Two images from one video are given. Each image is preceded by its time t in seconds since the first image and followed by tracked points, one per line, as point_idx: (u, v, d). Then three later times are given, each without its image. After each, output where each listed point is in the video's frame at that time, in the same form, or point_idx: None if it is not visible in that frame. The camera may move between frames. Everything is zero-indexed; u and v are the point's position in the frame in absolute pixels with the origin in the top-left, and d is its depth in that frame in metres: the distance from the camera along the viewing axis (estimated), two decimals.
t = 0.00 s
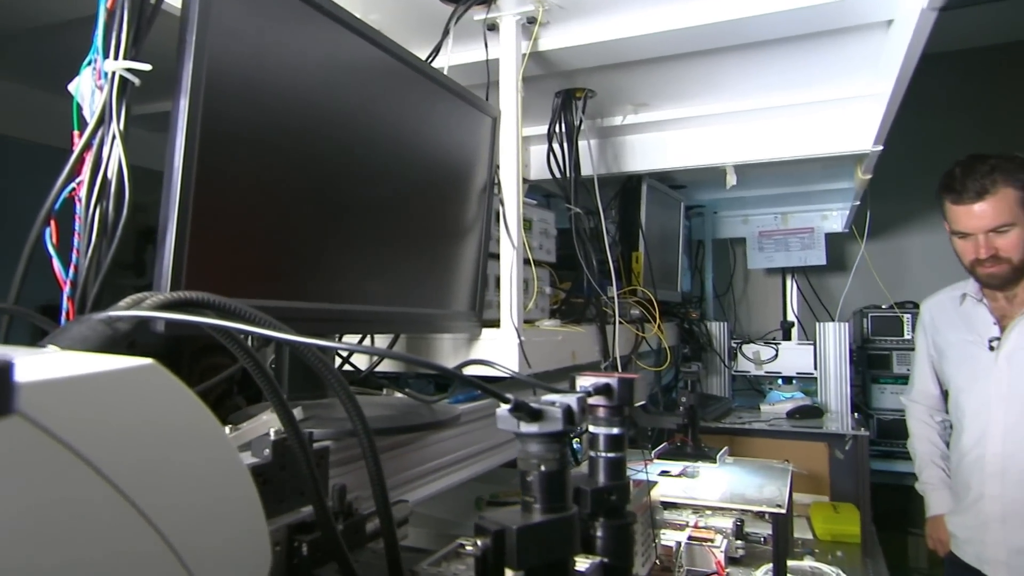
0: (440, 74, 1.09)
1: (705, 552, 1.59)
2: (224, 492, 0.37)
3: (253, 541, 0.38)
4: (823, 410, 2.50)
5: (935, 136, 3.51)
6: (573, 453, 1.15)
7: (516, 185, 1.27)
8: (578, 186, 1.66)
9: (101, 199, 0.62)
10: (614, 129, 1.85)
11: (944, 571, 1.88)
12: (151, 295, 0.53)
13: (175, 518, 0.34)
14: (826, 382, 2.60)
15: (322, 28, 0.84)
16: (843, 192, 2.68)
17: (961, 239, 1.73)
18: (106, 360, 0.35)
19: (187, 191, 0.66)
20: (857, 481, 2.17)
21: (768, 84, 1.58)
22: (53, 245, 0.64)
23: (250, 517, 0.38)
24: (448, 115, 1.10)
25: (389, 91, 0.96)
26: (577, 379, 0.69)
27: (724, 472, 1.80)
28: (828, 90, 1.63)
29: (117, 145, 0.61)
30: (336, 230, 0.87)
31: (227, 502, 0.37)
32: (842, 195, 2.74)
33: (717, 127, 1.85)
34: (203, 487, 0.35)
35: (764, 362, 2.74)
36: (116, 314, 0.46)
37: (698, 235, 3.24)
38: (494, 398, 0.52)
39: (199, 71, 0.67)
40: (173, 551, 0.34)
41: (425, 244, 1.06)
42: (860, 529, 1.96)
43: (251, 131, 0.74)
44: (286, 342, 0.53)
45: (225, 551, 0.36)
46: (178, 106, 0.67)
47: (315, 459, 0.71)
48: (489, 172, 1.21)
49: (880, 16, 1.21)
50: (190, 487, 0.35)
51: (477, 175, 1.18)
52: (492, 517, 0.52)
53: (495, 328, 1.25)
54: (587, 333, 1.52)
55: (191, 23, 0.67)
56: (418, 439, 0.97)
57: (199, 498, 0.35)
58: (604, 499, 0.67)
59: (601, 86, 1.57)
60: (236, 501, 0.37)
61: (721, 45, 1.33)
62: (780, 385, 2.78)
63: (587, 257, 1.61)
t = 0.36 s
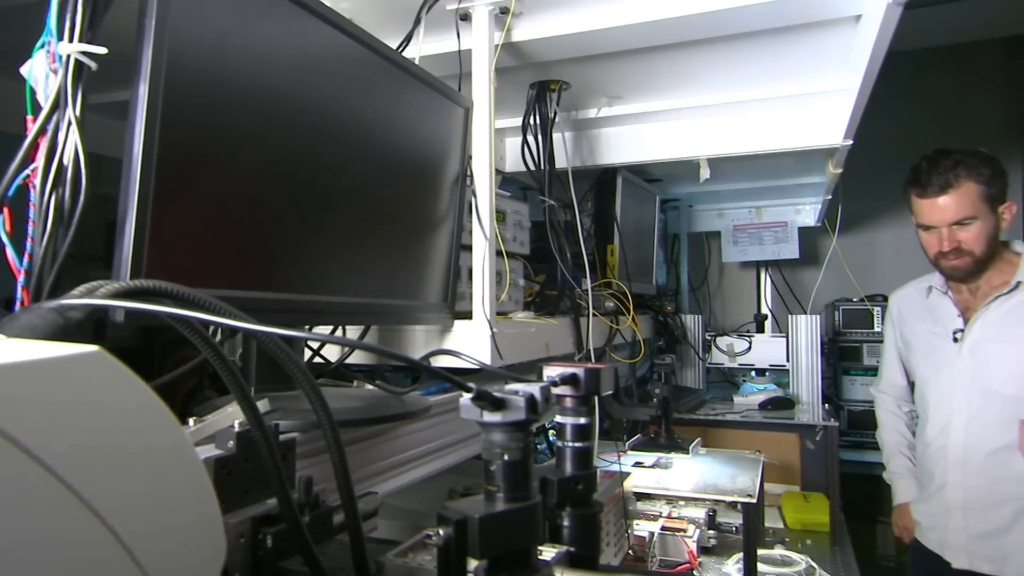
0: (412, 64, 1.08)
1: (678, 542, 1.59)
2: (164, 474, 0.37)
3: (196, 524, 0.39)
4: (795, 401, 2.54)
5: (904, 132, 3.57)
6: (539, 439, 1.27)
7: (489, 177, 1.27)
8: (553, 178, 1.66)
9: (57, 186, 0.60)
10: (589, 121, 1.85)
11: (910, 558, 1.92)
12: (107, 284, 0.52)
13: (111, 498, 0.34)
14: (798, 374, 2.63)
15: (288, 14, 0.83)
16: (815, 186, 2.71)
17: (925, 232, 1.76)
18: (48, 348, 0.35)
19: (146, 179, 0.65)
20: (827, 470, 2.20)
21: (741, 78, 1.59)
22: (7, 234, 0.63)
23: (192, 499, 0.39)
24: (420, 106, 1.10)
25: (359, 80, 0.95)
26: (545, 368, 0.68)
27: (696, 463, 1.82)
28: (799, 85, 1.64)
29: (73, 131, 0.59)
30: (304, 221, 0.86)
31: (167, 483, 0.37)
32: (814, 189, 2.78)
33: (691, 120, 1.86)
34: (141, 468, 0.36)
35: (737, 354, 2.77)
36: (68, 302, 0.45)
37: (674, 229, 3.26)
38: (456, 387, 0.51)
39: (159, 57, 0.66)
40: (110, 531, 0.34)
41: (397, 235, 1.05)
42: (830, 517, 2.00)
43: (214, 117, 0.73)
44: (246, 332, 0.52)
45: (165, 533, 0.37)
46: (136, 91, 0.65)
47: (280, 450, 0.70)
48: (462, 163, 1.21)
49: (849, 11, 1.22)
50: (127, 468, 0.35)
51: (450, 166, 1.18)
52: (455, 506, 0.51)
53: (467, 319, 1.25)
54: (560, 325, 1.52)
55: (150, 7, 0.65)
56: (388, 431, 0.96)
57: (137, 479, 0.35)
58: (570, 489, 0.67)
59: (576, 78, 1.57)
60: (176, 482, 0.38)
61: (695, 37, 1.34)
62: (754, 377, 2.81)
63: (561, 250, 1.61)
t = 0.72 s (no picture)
0: (382, 52, 1.07)
1: (650, 532, 1.62)
2: (106, 461, 0.36)
3: (139, 514, 0.38)
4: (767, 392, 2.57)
5: (874, 128, 3.62)
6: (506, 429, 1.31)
7: (460, 167, 1.26)
8: (526, 170, 1.66)
9: (7, 171, 0.59)
10: (562, 113, 1.85)
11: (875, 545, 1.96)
12: (58, 271, 0.50)
13: (50, 487, 0.33)
14: (769, 366, 2.67)
15: None
16: (787, 180, 2.74)
17: (892, 225, 1.79)
18: None
19: (104, 166, 0.63)
20: (797, 459, 2.22)
21: (713, 70, 1.60)
22: None
23: (134, 489, 0.38)
24: (390, 95, 1.09)
25: (327, 68, 0.94)
26: (510, 359, 0.69)
27: (669, 453, 1.83)
28: (770, 78, 1.66)
29: (23, 115, 0.58)
30: (269, 210, 0.85)
31: (108, 472, 0.36)
32: (786, 183, 2.81)
33: (665, 112, 1.87)
34: (85, 456, 0.35)
35: (710, 346, 2.80)
36: (16, 289, 0.44)
37: (649, 222, 3.28)
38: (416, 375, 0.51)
39: (116, 40, 0.64)
40: (53, 522, 0.33)
41: (367, 225, 1.05)
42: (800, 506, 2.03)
43: (174, 103, 0.71)
44: (204, 320, 0.51)
45: (107, 522, 0.36)
46: (92, 75, 0.63)
47: (244, 442, 0.70)
48: (433, 153, 1.20)
49: (820, 4, 1.23)
50: (70, 457, 0.34)
51: (420, 156, 1.17)
52: (417, 495, 0.51)
53: (438, 311, 1.24)
54: (533, 317, 1.52)
55: None
56: (356, 423, 0.96)
57: (77, 467, 0.34)
58: (536, 478, 0.67)
59: (549, 69, 1.56)
60: (121, 471, 0.37)
61: (669, 29, 1.34)
62: (727, 369, 2.84)
63: (534, 242, 1.60)
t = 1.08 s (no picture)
0: (351, 41, 1.06)
1: (622, 522, 1.63)
2: (48, 451, 0.35)
3: (83, 505, 0.37)
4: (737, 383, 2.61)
5: (844, 122, 3.68)
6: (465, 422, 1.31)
7: (429, 157, 1.25)
8: (497, 161, 1.65)
9: None
10: (535, 105, 1.85)
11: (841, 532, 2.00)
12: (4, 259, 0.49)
13: None
14: (740, 357, 2.70)
15: None
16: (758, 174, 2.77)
17: (859, 219, 1.81)
18: None
19: (55, 151, 0.62)
20: (767, 449, 2.26)
21: (685, 63, 1.61)
22: None
23: (79, 480, 0.37)
24: (358, 84, 1.07)
25: (292, 55, 0.93)
26: (474, 348, 0.68)
27: (640, 444, 1.85)
28: (740, 72, 1.67)
29: None
30: (231, 198, 0.83)
31: (51, 463, 0.35)
32: (758, 176, 2.84)
33: (638, 105, 1.88)
34: (25, 444, 0.34)
35: (682, 338, 2.82)
36: None
37: (623, 215, 3.29)
38: (375, 364, 0.51)
39: (66, 22, 0.63)
40: None
41: (333, 215, 1.04)
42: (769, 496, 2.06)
43: (129, 88, 0.70)
44: (159, 309, 0.50)
45: (45, 512, 0.35)
46: (43, 58, 0.62)
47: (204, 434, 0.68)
48: (402, 143, 1.19)
49: None
50: (7, 445, 0.33)
51: (389, 146, 1.16)
52: (376, 484, 0.51)
53: (407, 302, 1.23)
54: (504, 308, 1.52)
55: None
56: (323, 414, 0.95)
57: (15, 455, 0.34)
58: (499, 468, 0.67)
59: (521, 60, 1.56)
60: (63, 460, 0.36)
61: (640, 20, 1.34)
62: (699, 361, 2.87)
63: (505, 233, 1.60)
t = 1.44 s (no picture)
0: (316, 30, 1.04)
1: (593, 515, 1.65)
2: None
3: (26, 496, 0.36)
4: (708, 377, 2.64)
5: (813, 119, 3.73)
6: (423, 417, 1.29)
7: (397, 149, 1.24)
8: (468, 154, 1.64)
9: None
10: (506, 98, 1.85)
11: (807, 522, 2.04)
12: None
13: None
14: (711, 351, 2.73)
15: None
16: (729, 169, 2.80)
17: (826, 214, 1.84)
18: None
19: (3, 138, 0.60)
20: (735, 441, 2.28)
21: (655, 58, 1.62)
22: None
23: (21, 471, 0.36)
24: (324, 74, 1.06)
25: (253, 44, 0.91)
26: (437, 340, 0.68)
27: (611, 437, 1.85)
28: (709, 67, 1.69)
29: None
30: (188, 189, 0.82)
31: None
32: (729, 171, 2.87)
33: (609, 99, 1.89)
34: None
35: (654, 332, 2.87)
36: None
37: (597, 209, 3.31)
38: (329, 355, 0.50)
39: (13, 5, 0.61)
40: None
41: (297, 207, 1.02)
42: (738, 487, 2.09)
43: (81, 76, 0.68)
44: (107, 298, 0.49)
45: None
46: None
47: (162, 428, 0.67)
48: (370, 134, 1.18)
49: None
50: None
51: (356, 137, 1.15)
52: (332, 476, 0.50)
53: (375, 295, 1.22)
54: (474, 301, 1.52)
55: None
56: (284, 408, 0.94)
57: None
58: (462, 460, 0.67)
59: (492, 53, 1.56)
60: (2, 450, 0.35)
61: (609, 14, 1.34)
62: (670, 354, 2.90)
63: (475, 228, 1.58)
